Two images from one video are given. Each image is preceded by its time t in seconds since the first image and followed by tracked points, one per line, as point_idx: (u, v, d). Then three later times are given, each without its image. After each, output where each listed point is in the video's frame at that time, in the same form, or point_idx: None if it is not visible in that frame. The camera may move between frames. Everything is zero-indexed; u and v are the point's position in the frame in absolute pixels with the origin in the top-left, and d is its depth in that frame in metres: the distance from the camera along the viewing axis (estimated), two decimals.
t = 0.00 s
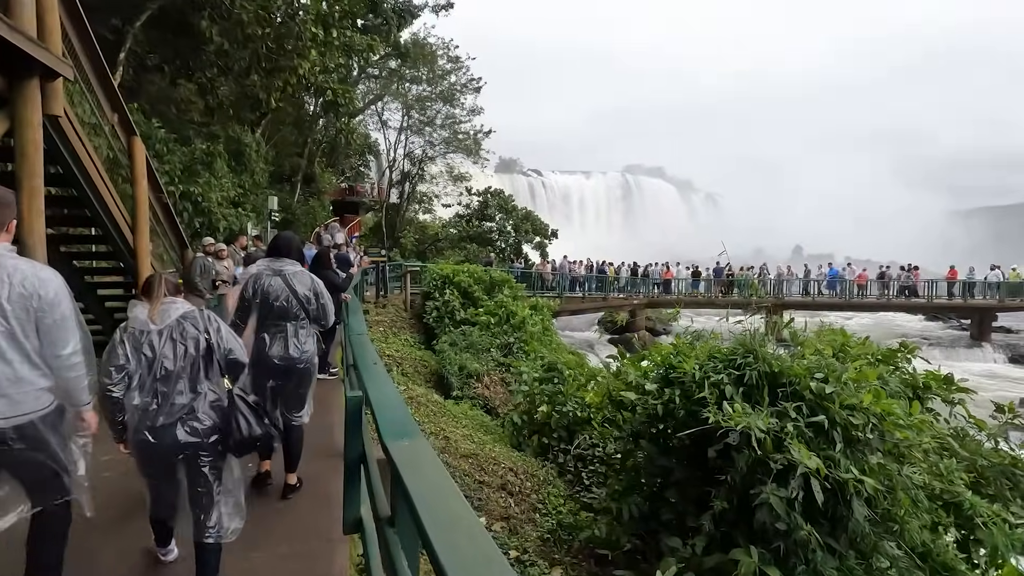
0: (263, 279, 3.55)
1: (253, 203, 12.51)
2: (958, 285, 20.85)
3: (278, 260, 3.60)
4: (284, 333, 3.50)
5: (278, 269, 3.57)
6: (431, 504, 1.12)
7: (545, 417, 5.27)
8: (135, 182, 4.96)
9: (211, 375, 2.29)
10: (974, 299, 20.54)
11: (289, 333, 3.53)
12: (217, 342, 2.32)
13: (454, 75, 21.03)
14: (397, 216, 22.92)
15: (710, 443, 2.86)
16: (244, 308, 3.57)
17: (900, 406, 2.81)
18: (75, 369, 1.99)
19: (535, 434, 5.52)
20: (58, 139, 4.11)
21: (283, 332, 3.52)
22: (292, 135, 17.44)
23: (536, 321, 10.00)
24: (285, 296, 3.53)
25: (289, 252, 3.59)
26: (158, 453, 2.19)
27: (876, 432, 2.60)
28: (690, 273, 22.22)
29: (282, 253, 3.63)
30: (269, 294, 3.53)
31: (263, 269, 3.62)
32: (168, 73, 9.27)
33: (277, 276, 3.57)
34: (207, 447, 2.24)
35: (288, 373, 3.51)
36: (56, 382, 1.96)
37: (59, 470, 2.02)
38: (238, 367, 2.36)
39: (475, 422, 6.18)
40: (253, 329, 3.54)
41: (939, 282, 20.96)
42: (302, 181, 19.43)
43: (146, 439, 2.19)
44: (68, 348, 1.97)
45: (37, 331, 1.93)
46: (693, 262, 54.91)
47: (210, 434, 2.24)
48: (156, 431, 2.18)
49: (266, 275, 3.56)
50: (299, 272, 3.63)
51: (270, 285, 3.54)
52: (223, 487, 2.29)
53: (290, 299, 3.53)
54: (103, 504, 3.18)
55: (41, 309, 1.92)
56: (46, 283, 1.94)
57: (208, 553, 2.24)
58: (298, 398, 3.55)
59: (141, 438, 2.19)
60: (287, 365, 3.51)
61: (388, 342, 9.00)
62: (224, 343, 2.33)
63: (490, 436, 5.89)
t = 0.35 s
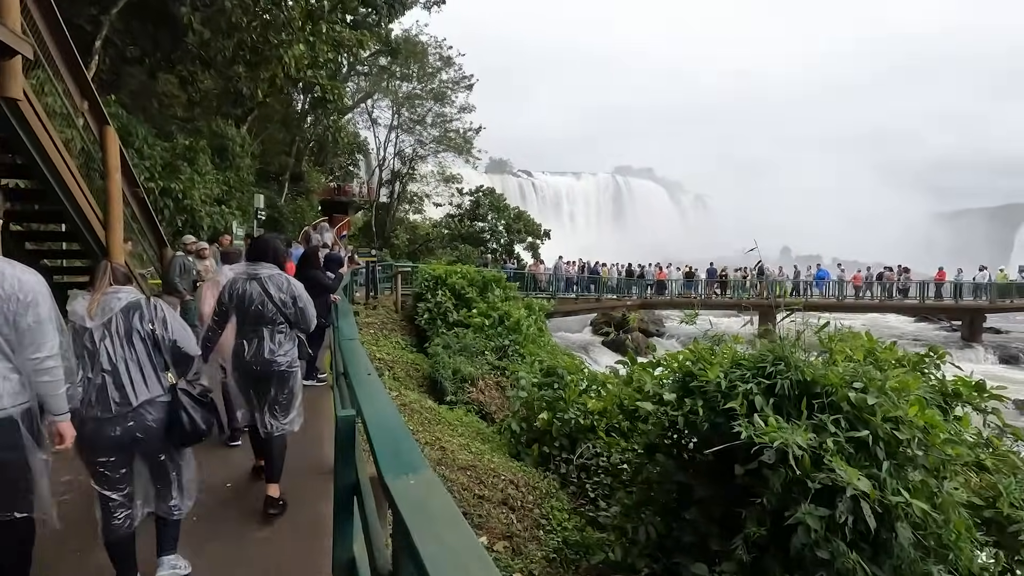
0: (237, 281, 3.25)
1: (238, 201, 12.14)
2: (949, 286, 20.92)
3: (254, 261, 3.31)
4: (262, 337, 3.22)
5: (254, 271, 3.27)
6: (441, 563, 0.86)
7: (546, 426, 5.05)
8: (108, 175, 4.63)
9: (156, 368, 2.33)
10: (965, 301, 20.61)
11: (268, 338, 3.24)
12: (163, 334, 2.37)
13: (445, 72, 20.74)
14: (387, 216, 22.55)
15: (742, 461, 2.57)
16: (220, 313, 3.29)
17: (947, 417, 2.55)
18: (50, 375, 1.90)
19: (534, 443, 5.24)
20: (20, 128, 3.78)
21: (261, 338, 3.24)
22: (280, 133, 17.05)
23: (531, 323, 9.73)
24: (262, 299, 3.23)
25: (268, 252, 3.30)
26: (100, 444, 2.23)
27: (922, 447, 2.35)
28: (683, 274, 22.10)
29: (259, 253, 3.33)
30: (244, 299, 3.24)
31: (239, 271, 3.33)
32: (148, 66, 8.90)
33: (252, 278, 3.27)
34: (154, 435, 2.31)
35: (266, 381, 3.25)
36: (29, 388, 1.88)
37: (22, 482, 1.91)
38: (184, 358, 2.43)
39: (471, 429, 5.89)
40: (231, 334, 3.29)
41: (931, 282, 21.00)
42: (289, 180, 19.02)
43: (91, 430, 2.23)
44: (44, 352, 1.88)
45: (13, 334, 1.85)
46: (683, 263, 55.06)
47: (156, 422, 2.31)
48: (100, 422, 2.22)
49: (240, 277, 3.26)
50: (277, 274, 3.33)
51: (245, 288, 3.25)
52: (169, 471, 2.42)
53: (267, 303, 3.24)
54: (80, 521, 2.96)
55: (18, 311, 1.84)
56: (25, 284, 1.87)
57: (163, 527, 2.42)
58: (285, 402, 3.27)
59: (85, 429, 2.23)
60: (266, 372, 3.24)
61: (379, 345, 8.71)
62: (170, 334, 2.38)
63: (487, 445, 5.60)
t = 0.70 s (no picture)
0: (223, 285, 3.01)
1: (231, 203, 11.81)
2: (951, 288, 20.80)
3: (240, 262, 3.09)
4: (253, 341, 2.98)
5: (242, 272, 3.03)
6: None
7: (558, 441, 4.77)
8: (89, 174, 4.32)
9: (142, 387, 2.18)
10: (966, 303, 20.49)
11: (260, 342, 3.00)
12: (149, 350, 2.24)
13: (442, 72, 20.43)
14: (383, 217, 22.23)
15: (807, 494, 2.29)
16: (206, 320, 3.03)
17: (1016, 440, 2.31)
18: (45, 375, 2.04)
19: (546, 459, 4.96)
20: None
21: (252, 343, 2.99)
22: (274, 133, 16.70)
23: (534, 328, 9.44)
24: (251, 302, 3.00)
25: (258, 251, 3.09)
26: (79, 470, 2.08)
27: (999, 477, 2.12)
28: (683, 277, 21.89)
29: (246, 254, 3.11)
30: (230, 302, 2.99)
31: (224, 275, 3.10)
32: (136, 63, 8.57)
33: (240, 280, 3.03)
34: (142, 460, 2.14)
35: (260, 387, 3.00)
36: (23, 389, 1.99)
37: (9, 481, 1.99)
38: (175, 374, 2.28)
39: (477, 443, 5.60)
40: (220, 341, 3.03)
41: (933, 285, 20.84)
42: (284, 181, 18.68)
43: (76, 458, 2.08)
44: (39, 357, 2.01)
45: (12, 338, 1.96)
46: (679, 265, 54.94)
47: (144, 446, 2.14)
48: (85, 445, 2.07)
49: (225, 280, 3.02)
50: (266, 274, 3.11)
51: (233, 291, 3.01)
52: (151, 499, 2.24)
53: (256, 304, 3.00)
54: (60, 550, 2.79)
55: (18, 315, 1.97)
56: (23, 290, 2.00)
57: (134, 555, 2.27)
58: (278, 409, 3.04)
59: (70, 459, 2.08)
60: (260, 379, 3.00)
61: (377, 352, 8.42)
62: (156, 350, 2.24)
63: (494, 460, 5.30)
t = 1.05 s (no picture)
0: (241, 290, 2.94)
1: (228, 205, 11.53)
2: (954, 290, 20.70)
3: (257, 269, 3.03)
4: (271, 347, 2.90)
5: (259, 278, 2.96)
6: None
7: (575, 454, 4.55)
8: (80, 173, 4.05)
9: (135, 394, 2.17)
10: (970, 305, 20.39)
11: (277, 349, 2.91)
12: (138, 354, 2.25)
13: (441, 73, 20.20)
14: (381, 220, 21.96)
15: (887, 530, 2.15)
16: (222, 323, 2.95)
17: None
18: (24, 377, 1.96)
19: (563, 473, 4.73)
20: None
21: (268, 349, 2.90)
22: (272, 135, 16.44)
23: (541, 333, 9.20)
24: (267, 308, 2.91)
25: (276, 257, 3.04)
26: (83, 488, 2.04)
27: None
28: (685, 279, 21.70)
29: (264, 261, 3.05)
30: (248, 307, 2.91)
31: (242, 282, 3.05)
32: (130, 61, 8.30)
33: (257, 286, 2.96)
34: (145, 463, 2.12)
35: (277, 394, 2.89)
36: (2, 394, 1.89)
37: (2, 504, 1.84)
38: (166, 373, 2.31)
39: (489, 455, 5.36)
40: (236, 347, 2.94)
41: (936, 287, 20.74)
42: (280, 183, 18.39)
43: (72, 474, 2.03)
44: (18, 359, 1.92)
45: None
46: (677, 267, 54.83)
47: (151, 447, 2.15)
48: (81, 458, 2.03)
49: (243, 286, 2.96)
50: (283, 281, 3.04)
51: (251, 296, 2.93)
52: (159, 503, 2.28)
53: (274, 310, 2.92)
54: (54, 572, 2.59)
55: None
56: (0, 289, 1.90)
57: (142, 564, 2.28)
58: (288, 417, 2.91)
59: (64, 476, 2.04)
60: (276, 386, 2.88)
61: (380, 358, 8.17)
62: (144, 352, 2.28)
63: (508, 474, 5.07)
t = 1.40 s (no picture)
0: (240, 292, 2.91)
1: (213, 209, 11.22)
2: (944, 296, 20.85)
3: (253, 272, 3.02)
4: (273, 350, 2.87)
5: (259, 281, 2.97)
6: None
7: (582, 470, 4.34)
8: (52, 173, 3.76)
9: (109, 407, 2.22)
10: (958, 309, 20.54)
11: (275, 351, 2.88)
12: (115, 367, 2.28)
13: (432, 77, 19.99)
14: (370, 224, 21.65)
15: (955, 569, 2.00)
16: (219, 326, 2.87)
17: None
18: None
19: (570, 490, 4.51)
20: None
21: (266, 351, 2.86)
22: (258, 138, 16.11)
23: (537, 340, 8.99)
24: (267, 311, 2.91)
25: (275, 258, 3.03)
26: (61, 497, 2.13)
27: None
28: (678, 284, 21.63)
29: (260, 264, 3.05)
30: (247, 309, 2.88)
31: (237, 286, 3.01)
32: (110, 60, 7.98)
33: (256, 289, 2.95)
34: (111, 473, 2.16)
35: (276, 395, 2.86)
36: None
37: None
38: (142, 385, 2.31)
39: (489, 470, 5.13)
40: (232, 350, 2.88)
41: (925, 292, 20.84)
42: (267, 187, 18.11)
43: (48, 481, 2.14)
44: None
45: None
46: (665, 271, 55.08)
47: (123, 459, 2.18)
48: (57, 468, 2.11)
49: (241, 288, 2.93)
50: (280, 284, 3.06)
51: (251, 299, 2.90)
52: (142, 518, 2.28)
53: (274, 312, 2.92)
54: None
55: None
56: None
57: None
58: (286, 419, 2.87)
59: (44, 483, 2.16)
60: (275, 388, 2.86)
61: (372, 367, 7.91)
62: (121, 362, 2.30)
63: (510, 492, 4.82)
